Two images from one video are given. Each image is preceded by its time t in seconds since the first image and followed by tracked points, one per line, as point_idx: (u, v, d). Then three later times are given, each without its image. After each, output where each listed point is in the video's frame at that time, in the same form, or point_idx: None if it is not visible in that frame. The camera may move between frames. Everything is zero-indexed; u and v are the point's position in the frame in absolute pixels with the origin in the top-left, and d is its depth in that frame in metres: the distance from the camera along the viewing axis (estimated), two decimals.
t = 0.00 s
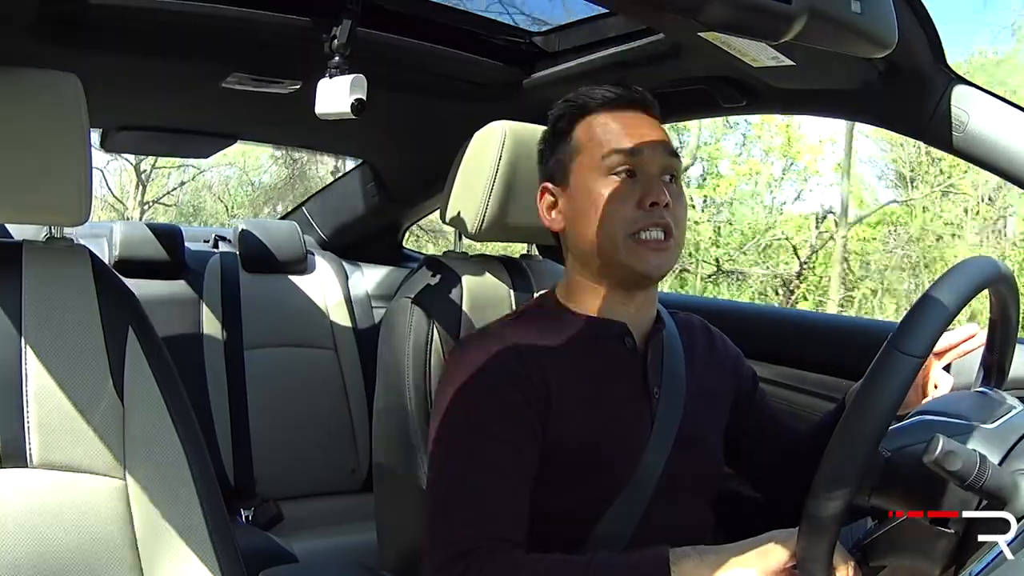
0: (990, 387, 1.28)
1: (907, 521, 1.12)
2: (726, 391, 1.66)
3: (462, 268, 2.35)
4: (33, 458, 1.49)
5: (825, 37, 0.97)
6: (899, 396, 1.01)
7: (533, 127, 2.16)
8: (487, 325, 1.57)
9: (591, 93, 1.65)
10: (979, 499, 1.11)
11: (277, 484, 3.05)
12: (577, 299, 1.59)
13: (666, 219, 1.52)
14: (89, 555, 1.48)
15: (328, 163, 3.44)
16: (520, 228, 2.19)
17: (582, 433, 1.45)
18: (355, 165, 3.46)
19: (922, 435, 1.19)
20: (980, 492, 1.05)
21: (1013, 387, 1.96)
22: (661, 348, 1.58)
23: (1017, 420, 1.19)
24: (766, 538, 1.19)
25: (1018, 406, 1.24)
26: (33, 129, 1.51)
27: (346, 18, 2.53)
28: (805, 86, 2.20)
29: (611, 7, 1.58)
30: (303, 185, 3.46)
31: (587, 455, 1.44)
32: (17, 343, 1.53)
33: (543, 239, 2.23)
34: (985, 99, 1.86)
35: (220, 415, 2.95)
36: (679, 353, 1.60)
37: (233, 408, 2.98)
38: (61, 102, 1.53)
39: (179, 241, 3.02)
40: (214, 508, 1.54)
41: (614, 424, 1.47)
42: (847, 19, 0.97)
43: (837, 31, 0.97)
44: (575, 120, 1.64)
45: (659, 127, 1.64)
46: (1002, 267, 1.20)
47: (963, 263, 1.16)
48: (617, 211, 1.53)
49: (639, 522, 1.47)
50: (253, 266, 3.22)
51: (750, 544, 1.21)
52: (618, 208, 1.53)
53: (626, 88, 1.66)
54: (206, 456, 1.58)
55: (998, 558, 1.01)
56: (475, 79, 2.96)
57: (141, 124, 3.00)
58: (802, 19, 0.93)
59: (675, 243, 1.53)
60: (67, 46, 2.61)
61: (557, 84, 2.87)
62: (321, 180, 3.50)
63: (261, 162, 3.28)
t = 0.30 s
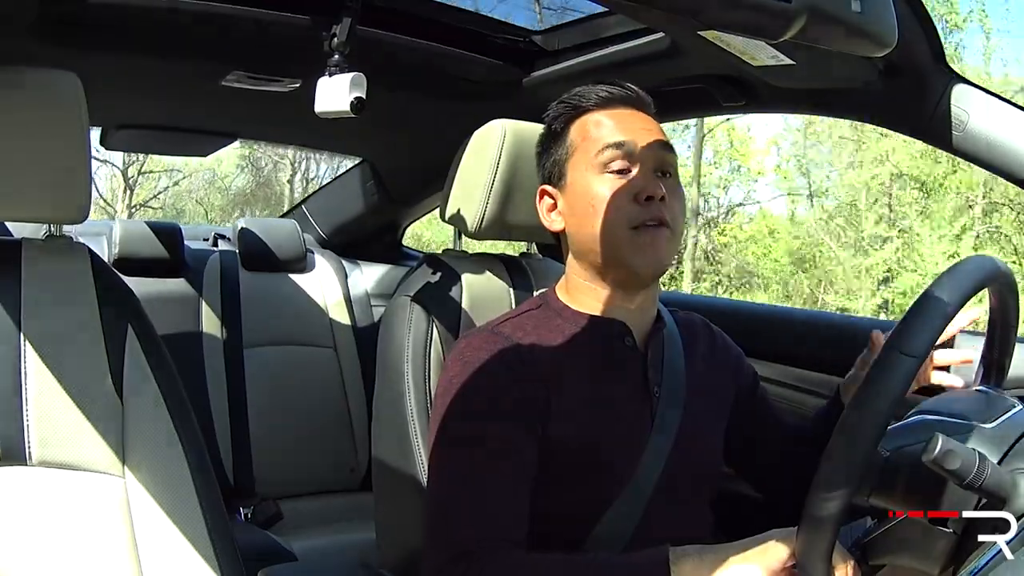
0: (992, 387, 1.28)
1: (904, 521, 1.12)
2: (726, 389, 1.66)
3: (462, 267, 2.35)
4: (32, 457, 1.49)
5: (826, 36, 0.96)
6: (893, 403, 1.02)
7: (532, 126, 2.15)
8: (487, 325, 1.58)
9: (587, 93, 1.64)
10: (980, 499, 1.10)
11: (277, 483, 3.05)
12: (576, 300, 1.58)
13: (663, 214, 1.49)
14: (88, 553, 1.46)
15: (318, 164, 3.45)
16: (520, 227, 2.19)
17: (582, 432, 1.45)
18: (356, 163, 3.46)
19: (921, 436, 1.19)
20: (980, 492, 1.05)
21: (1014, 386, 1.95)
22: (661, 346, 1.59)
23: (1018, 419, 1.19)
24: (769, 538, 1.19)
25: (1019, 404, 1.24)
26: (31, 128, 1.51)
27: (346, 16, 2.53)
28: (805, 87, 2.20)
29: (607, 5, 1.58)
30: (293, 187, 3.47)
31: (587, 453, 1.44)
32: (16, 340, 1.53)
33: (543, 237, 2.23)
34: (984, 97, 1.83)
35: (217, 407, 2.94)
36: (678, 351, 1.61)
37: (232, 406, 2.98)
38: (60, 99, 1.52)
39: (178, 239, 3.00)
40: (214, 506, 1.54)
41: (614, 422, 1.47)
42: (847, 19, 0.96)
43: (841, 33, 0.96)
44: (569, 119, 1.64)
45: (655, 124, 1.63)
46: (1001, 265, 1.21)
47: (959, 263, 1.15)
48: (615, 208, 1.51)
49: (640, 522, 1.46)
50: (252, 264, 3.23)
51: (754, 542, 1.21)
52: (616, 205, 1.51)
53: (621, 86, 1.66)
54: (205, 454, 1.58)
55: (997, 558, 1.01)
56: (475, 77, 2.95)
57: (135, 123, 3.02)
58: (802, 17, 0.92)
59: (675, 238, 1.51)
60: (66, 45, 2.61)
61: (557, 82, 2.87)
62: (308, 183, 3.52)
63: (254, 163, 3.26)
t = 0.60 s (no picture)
0: (991, 386, 1.28)
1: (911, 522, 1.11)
2: (727, 390, 1.64)
3: (461, 266, 2.35)
4: (31, 458, 1.44)
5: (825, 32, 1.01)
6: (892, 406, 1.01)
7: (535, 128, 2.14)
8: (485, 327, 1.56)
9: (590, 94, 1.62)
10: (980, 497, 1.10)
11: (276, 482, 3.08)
12: (575, 300, 1.56)
13: (661, 219, 1.48)
14: (87, 558, 1.42)
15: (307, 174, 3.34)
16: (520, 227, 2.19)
17: (580, 434, 1.45)
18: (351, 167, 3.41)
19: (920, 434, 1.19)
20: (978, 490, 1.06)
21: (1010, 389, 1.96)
22: (661, 346, 1.57)
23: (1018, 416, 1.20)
24: (769, 538, 1.19)
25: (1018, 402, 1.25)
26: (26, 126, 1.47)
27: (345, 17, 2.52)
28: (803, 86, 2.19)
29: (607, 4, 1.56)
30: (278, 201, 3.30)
31: (581, 455, 1.45)
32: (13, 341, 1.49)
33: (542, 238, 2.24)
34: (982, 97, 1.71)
35: (219, 415, 2.98)
36: (678, 351, 1.59)
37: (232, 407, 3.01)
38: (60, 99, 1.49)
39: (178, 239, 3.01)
40: (216, 511, 1.50)
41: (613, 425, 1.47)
42: (848, 19, 1.03)
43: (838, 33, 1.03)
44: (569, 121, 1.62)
45: (657, 127, 1.61)
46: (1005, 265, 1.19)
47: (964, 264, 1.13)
48: (615, 211, 1.49)
49: (640, 524, 1.46)
50: (248, 262, 3.20)
51: (754, 542, 1.21)
52: (615, 209, 1.50)
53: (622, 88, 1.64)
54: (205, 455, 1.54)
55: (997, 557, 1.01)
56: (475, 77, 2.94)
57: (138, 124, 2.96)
58: (802, 17, 0.99)
59: (675, 241, 1.49)
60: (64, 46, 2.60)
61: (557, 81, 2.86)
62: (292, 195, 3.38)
63: (225, 171, 3.00)
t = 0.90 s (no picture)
0: (991, 383, 1.28)
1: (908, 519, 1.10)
2: (726, 388, 1.63)
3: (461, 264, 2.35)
4: (31, 453, 1.49)
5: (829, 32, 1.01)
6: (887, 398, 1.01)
7: (534, 124, 2.16)
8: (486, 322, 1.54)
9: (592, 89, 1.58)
10: (977, 496, 1.09)
11: (275, 480, 3.08)
12: (576, 298, 1.53)
13: (665, 215, 1.44)
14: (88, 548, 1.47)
15: (292, 175, 3.33)
16: (519, 224, 2.18)
17: (580, 430, 1.43)
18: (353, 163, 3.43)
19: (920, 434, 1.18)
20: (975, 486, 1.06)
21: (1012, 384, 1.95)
22: (660, 343, 1.55)
23: (1018, 414, 1.20)
24: (772, 536, 1.25)
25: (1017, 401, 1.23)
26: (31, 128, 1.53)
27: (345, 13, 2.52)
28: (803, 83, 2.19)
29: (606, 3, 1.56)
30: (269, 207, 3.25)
31: (583, 452, 1.43)
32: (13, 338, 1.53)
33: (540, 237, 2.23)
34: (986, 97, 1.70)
35: (218, 407, 2.97)
36: (677, 348, 1.57)
37: (232, 406, 3.01)
38: (59, 96, 1.55)
39: (179, 237, 2.98)
40: (213, 503, 1.53)
41: (612, 419, 1.45)
42: (846, 17, 1.00)
43: (841, 31, 1.02)
44: (572, 116, 1.58)
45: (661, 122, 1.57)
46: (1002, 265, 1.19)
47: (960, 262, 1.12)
48: (617, 208, 1.46)
49: (638, 524, 1.44)
50: (247, 260, 3.20)
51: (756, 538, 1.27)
52: (617, 205, 1.46)
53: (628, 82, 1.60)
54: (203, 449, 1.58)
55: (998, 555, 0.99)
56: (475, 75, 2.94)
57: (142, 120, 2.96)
58: (800, 15, 0.97)
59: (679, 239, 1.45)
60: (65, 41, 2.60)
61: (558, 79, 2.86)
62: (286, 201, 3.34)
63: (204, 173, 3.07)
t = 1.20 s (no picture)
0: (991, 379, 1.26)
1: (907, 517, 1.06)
2: (728, 394, 1.61)
3: (460, 266, 2.35)
4: (32, 461, 1.50)
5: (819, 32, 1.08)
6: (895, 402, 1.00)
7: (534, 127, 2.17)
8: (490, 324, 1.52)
9: (603, 92, 1.57)
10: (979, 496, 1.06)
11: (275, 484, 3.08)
12: (578, 298, 1.54)
13: (670, 225, 1.45)
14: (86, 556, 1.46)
15: (274, 172, 3.26)
16: (518, 225, 2.20)
17: (585, 434, 1.42)
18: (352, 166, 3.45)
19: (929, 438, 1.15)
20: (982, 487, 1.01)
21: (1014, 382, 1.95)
22: (664, 347, 1.54)
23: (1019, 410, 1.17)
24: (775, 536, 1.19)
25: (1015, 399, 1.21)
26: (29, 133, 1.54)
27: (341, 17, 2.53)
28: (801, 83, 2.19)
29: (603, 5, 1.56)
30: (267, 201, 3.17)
31: (591, 453, 1.41)
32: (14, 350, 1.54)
33: (542, 236, 2.25)
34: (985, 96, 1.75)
35: (220, 415, 2.99)
36: (680, 352, 1.56)
37: (232, 412, 3.02)
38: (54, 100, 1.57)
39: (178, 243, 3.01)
40: (212, 506, 1.54)
41: (616, 424, 1.44)
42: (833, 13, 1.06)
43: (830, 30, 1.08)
44: (581, 117, 1.57)
45: (673, 129, 1.56)
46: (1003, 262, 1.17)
47: (965, 258, 1.12)
48: (622, 214, 1.46)
49: (640, 525, 1.42)
50: (247, 266, 3.20)
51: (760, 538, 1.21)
52: (623, 212, 1.46)
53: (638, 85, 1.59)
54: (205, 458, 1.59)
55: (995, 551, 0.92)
56: (472, 78, 2.95)
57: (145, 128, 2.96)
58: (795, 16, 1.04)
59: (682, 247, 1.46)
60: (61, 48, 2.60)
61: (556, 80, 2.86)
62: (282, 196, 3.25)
63: (190, 179, 3.09)
